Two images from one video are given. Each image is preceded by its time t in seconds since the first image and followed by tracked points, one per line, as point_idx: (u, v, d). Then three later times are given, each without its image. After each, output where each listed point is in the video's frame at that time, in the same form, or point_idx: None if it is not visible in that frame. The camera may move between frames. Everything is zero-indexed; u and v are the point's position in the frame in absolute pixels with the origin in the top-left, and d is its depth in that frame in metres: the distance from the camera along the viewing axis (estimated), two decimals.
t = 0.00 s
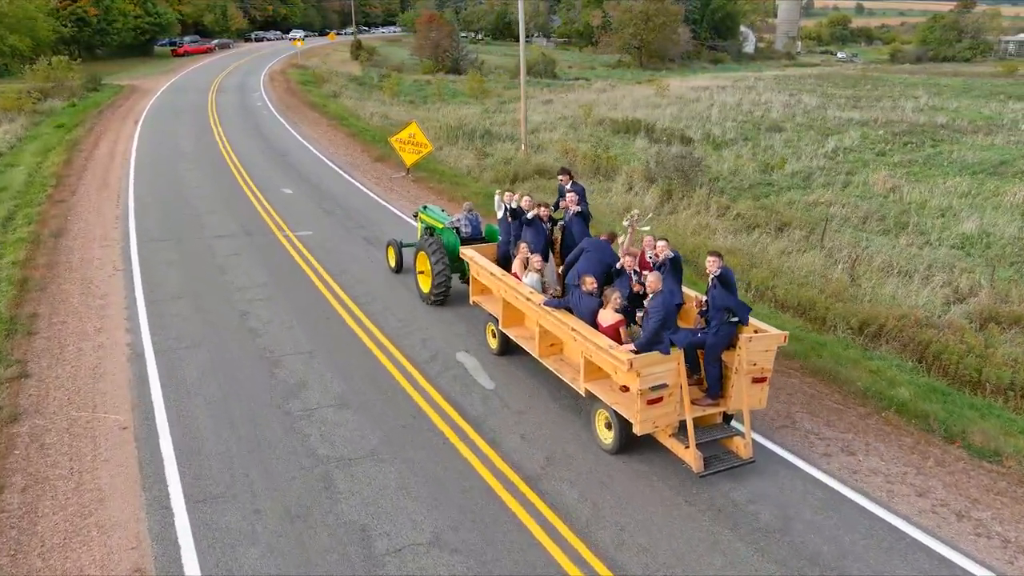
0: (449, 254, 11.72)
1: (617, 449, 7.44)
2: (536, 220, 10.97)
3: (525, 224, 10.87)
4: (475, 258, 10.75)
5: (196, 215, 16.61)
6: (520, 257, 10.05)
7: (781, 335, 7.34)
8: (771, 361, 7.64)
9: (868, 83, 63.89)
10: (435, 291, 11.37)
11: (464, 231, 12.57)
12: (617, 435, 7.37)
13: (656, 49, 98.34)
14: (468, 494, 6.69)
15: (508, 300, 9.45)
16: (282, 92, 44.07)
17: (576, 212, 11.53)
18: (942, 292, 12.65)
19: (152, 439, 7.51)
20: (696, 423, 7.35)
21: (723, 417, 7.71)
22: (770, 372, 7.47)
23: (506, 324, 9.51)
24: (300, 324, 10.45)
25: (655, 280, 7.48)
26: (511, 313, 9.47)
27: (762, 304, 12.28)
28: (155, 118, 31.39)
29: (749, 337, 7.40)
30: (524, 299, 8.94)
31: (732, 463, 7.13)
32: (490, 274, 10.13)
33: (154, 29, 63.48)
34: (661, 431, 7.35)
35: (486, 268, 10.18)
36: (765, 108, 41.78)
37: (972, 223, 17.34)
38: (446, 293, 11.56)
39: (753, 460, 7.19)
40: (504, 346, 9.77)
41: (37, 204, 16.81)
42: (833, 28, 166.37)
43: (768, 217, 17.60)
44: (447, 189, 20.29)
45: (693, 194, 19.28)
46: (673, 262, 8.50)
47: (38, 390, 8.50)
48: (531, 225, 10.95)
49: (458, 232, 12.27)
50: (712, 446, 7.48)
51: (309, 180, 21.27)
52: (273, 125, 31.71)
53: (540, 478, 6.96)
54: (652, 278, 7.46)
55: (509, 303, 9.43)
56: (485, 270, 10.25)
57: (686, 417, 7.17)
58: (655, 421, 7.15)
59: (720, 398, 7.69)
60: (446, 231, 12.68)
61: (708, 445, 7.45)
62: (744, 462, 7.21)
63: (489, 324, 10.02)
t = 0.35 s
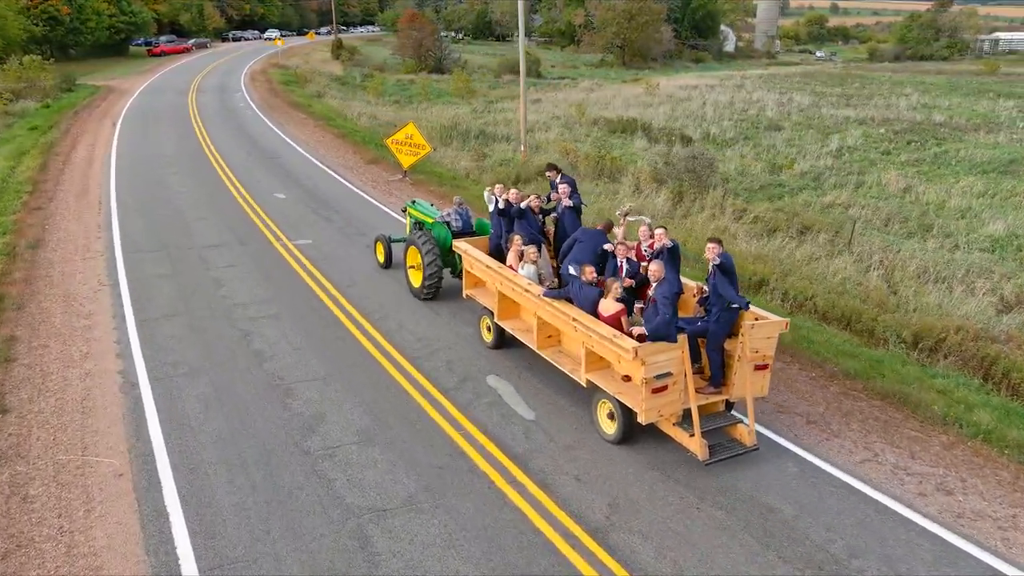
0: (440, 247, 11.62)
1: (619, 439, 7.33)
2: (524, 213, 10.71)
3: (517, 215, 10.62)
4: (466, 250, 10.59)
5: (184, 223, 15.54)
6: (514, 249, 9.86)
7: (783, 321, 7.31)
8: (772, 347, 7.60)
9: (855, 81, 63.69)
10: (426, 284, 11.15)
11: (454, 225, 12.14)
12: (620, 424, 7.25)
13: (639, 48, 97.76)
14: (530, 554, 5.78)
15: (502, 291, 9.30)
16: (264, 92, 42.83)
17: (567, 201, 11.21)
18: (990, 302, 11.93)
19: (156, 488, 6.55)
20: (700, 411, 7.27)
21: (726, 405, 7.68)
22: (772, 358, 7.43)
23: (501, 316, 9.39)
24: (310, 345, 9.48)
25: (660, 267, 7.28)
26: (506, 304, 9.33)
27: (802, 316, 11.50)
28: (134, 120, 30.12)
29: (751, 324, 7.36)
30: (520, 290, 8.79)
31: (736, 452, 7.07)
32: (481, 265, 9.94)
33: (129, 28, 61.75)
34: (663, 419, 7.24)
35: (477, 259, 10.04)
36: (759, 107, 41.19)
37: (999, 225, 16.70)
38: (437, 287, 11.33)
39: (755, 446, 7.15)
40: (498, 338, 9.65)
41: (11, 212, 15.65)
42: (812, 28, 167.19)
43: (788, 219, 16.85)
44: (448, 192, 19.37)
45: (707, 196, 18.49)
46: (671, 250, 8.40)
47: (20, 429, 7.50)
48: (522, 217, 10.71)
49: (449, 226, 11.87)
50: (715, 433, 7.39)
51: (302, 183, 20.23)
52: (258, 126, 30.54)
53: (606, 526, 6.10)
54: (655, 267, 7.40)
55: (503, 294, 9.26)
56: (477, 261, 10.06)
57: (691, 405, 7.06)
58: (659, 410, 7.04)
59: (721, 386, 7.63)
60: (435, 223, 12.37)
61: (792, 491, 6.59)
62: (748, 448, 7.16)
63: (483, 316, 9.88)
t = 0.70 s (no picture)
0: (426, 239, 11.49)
1: (620, 429, 7.22)
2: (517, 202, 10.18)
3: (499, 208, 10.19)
4: (454, 242, 10.42)
5: (171, 233, 14.30)
6: (505, 241, 9.71)
7: (782, 308, 7.32)
8: (770, 333, 7.61)
9: (840, 79, 63.40)
10: (414, 278, 11.04)
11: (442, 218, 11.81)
12: (621, 414, 7.13)
13: (619, 47, 96.96)
14: None
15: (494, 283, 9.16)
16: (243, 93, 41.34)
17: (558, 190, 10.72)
18: None
19: (161, 566, 5.43)
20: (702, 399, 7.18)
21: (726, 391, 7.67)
22: (772, 345, 7.44)
23: (493, 307, 9.25)
24: (326, 375, 8.41)
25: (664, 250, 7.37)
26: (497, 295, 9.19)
27: (855, 330, 10.64)
28: (107, 121, 28.60)
29: (750, 311, 7.35)
30: (513, 280, 8.64)
31: (739, 439, 6.98)
32: (471, 257, 9.77)
33: (98, 27, 59.63)
34: (665, 408, 7.13)
35: (466, 251, 9.86)
36: (752, 105, 40.49)
37: None
38: (424, 280, 11.22)
39: (756, 433, 7.11)
40: (489, 331, 9.52)
41: None
42: (786, 28, 168.05)
43: (813, 223, 15.99)
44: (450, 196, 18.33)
45: (723, 199, 17.59)
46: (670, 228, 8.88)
47: None
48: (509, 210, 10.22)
49: (436, 218, 11.75)
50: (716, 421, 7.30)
51: (293, 188, 19.05)
52: (239, 127, 29.15)
53: None
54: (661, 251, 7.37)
55: (495, 286, 9.12)
56: (466, 254, 9.88)
57: (693, 393, 6.97)
58: (661, 398, 6.93)
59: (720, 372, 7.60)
60: (422, 216, 12.14)
61: (922, 551, 5.62)
62: (748, 435, 7.12)
63: (473, 309, 9.75)
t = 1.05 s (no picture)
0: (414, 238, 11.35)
1: (619, 428, 7.16)
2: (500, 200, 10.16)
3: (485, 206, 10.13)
4: (443, 241, 10.35)
5: (159, 246, 13.20)
6: (495, 238, 9.64)
7: (780, 302, 7.38)
8: (767, 328, 7.64)
9: (827, 78, 63.09)
10: (401, 277, 11.00)
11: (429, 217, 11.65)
12: (620, 413, 7.07)
13: (602, 46, 96.28)
14: None
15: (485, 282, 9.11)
16: (224, 94, 39.96)
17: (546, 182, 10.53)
18: None
19: None
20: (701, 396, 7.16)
21: (725, 387, 7.69)
22: (770, 340, 7.47)
23: (485, 307, 9.22)
24: (349, 413, 7.45)
25: (662, 245, 7.33)
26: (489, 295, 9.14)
27: (913, 349, 9.85)
28: (83, 124, 27.22)
29: (749, 306, 7.35)
30: (506, 278, 8.61)
31: (739, 435, 6.96)
32: (462, 256, 9.71)
33: (70, 27, 57.74)
34: (664, 406, 7.10)
35: (456, 250, 9.80)
36: (746, 104, 39.87)
37: None
38: (412, 280, 11.15)
39: (757, 430, 7.10)
40: (480, 331, 9.47)
41: None
42: (765, 27, 168.51)
43: (841, 228, 15.22)
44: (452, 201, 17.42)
45: (743, 204, 16.78)
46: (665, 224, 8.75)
47: None
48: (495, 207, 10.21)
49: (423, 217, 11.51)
50: (715, 418, 7.27)
51: (286, 195, 17.99)
52: (223, 130, 27.89)
53: None
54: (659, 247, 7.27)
55: (487, 285, 9.07)
56: (457, 252, 9.81)
57: (693, 390, 6.95)
58: (662, 396, 6.90)
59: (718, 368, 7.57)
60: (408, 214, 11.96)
61: None
62: (749, 431, 7.10)
63: (464, 309, 9.69)
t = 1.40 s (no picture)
0: (399, 241, 11.06)
1: (614, 435, 6.95)
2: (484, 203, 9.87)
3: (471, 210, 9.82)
4: (428, 243, 10.03)
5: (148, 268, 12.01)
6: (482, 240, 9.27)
7: (777, 305, 7.10)
8: (765, 331, 7.35)
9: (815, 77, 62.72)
10: (386, 281, 10.75)
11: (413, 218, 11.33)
12: (616, 419, 6.89)
13: (584, 45, 95.54)
14: None
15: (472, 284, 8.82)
16: (204, 96, 38.59)
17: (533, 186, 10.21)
18: None
19: None
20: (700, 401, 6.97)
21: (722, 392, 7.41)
22: (766, 343, 7.21)
23: (471, 310, 8.95)
24: (386, 476, 6.38)
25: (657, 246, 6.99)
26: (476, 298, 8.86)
27: (996, 380, 8.96)
28: (57, 129, 25.79)
29: (746, 309, 7.06)
30: (494, 281, 8.33)
31: (739, 441, 6.76)
32: (447, 258, 9.41)
33: (40, 27, 55.87)
34: (660, 412, 6.88)
35: (441, 252, 9.49)
36: (742, 105, 39.13)
37: None
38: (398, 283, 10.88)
39: (756, 435, 6.91)
40: (467, 335, 9.21)
41: None
42: (743, 27, 168.84)
43: (880, 239, 14.33)
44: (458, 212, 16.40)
45: (769, 213, 15.89)
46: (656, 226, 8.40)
47: None
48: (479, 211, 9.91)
49: (407, 219, 11.21)
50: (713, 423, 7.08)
51: (280, 206, 16.84)
52: (206, 135, 26.59)
53: None
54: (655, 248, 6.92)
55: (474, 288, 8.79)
56: (442, 255, 9.50)
57: (691, 396, 6.74)
58: (659, 402, 6.67)
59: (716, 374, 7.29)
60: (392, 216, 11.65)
61: None
62: (748, 438, 6.90)
63: (450, 313, 9.41)
